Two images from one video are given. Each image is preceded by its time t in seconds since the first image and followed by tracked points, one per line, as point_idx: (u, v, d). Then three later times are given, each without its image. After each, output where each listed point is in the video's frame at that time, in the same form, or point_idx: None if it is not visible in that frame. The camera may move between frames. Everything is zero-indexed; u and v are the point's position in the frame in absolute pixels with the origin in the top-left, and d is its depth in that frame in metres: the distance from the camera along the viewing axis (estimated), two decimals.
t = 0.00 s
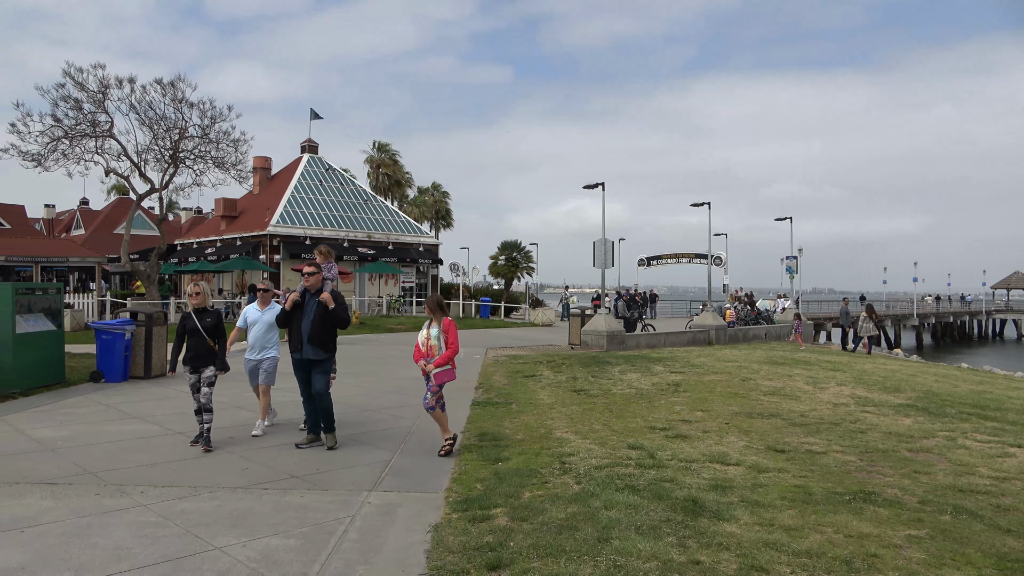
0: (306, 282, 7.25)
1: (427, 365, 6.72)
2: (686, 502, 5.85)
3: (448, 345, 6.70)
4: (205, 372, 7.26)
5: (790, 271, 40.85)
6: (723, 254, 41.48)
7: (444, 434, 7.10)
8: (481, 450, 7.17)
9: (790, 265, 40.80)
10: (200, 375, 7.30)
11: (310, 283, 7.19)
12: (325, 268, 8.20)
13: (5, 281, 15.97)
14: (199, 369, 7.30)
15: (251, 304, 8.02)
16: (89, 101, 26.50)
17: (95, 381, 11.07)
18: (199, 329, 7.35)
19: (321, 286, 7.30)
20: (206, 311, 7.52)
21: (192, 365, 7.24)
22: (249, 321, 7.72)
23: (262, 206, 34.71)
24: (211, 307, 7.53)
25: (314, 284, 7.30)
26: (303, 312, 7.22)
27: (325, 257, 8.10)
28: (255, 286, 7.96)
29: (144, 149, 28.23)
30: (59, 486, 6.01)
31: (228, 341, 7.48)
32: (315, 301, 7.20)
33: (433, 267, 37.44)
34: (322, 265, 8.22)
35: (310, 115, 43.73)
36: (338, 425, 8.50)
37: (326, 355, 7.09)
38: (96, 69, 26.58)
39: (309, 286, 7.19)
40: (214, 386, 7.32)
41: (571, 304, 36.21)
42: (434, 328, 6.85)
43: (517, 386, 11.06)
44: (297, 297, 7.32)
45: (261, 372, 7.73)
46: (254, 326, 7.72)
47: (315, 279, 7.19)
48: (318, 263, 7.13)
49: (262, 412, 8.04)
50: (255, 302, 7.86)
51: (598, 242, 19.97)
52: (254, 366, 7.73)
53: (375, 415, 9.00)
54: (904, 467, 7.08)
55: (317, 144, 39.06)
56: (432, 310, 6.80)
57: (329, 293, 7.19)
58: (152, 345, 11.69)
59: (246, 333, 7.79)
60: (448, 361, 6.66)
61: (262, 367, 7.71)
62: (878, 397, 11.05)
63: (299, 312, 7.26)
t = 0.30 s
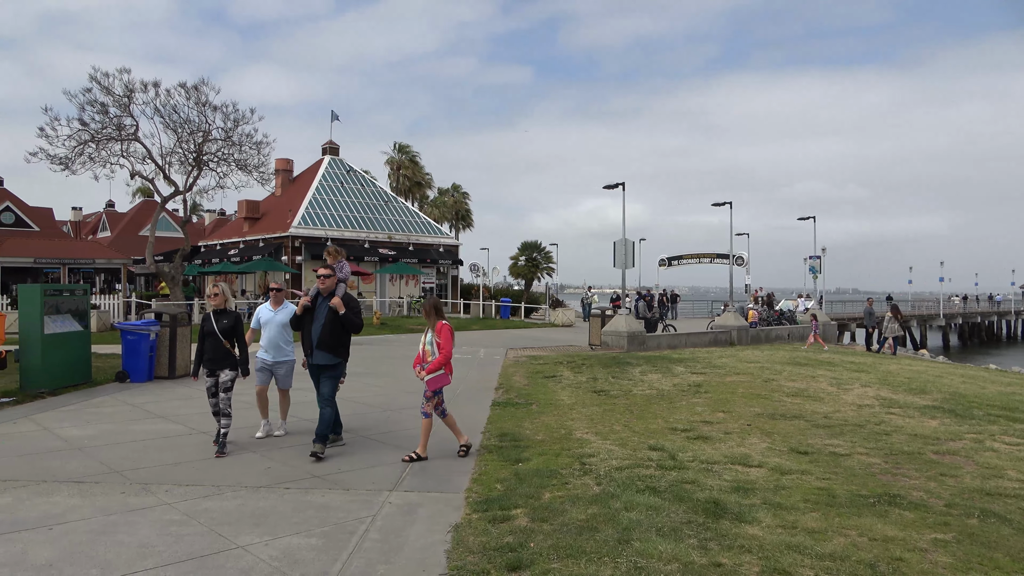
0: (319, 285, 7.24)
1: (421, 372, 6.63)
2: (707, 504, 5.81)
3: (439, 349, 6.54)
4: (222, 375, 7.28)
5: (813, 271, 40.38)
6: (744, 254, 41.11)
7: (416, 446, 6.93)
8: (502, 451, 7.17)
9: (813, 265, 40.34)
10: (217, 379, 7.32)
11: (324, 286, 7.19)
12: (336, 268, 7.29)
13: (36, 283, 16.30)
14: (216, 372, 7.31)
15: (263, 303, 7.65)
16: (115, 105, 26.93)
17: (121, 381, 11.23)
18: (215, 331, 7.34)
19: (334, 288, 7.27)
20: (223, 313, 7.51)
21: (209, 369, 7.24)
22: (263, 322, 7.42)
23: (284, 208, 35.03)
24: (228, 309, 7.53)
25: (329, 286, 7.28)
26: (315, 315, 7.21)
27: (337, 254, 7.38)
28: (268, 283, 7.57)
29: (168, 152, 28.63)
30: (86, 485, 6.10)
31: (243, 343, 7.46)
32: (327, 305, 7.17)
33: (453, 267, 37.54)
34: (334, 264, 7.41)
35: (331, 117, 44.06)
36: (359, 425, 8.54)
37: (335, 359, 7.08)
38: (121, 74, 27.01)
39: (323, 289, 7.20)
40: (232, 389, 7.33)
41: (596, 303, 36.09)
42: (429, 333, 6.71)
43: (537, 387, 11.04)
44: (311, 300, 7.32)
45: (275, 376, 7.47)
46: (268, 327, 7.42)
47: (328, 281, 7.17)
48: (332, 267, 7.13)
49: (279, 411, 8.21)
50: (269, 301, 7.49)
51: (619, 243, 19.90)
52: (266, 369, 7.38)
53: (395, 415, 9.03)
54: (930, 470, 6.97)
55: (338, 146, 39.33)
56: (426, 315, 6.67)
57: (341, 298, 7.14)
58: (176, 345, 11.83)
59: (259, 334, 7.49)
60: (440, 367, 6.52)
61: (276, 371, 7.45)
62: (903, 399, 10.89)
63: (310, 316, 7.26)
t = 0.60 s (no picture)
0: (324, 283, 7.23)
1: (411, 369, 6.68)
2: (721, 506, 5.78)
3: (428, 350, 6.54)
4: (232, 378, 7.19)
5: (828, 272, 40.07)
6: (758, 254, 40.88)
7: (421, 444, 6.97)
8: (515, 452, 7.19)
9: (828, 265, 40.04)
10: (227, 380, 7.25)
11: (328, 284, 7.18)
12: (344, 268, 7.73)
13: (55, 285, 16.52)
14: (227, 374, 7.24)
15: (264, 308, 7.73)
16: (131, 108, 27.20)
17: (137, 382, 11.36)
18: (225, 333, 7.21)
19: (339, 287, 7.24)
20: (234, 313, 7.34)
21: (219, 370, 7.18)
22: (264, 326, 7.47)
23: (298, 210, 35.23)
24: (239, 309, 7.33)
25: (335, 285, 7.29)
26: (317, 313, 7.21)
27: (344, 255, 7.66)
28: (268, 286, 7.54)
29: (184, 154, 28.89)
30: (104, 484, 6.18)
31: (253, 344, 7.26)
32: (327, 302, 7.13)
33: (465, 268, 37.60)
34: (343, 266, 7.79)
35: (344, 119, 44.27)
36: (372, 426, 8.57)
37: (341, 358, 6.98)
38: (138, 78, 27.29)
39: (327, 287, 7.18)
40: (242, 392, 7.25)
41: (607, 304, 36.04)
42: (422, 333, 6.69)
43: (550, 388, 11.03)
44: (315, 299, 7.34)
45: (278, 381, 7.47)
46: (268, 331, 7.46)
47: (333, 279, 7.16)
48: (336, 265, 7.14)
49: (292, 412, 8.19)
50: (268, 306, 7.55)
51: (632, 244, 19.86)
52: (270, 374, 7.41)
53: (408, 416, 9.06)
54: (946, 472, 6.91)
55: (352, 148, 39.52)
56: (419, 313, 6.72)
57: (342, 295, 7.05)
58: (191, 346, 11.94)
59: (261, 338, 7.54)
60: (428, 365, 6.54)
61: (280, 375, 7.46)
62: (919, 401, 10.80)
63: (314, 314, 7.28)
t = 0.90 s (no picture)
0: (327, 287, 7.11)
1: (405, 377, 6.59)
2: (731, 510, 5.76)
3: (425, 357, 6.48)
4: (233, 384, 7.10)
5: (840, 275, 39.86)
6: (769, 257, 40.72)
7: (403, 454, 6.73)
8: (524, 455, 7.18)
9: (840, 268, 39.82)
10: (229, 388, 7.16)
11: (330, 287, 7.06)
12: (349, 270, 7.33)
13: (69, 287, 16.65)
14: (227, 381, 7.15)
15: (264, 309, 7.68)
16: (143, 113, 27.41)
17: (149, 384, 11.43)
18: (226, 339, 7.16)
19: (342, 290, 7.13)
20: (235, 319, 7.31)
21: (219, 378, 7.11)
22: (263, 329, 7.40)
23: (308, 213, 35.36)
24: (240, 314, 7.31)
25: (337, 288, 7.18)
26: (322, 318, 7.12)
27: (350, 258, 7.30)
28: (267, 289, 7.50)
29: (195, 158, 29.08)
30: (116, 486, 6.22)
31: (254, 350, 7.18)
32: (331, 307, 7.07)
33: (475, 271, 37.64)
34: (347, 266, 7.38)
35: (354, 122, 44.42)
36: (381, 429, 8.57)
37: (347, 363, 6.90)
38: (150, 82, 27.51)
39: (329, 290, 7.07)
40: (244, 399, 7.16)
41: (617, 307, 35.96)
42: (417, 338, 6.60)
43: (560, 391, 11.02)
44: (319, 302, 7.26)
45: (278, 383, 7.36)
46: (268, 333, 7.39)
47: (334, 283, 7.04)
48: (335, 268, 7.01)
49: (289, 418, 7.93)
50: (267, 308, 7.47)
51: (641, 247, 19.82)
52: (268, 377, 7.33)
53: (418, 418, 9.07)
54: (959, 477, 6.85)
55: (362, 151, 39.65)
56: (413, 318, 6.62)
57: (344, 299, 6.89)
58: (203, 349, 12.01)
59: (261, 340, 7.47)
60: (425, 374, 6.47)
61: (278, 377, 7.34)
62: (931, 404, 10.72)
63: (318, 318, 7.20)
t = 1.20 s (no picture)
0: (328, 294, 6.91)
1: (412, 379, 6.34)
2: (746, 515, 5.71)
3: (437, 360, 6.37)
4: (233, 389, 7.05)
5: (856, 278, 39.56)
6: (784, 261, 40.50)
7: (417, 457, 6.71)
8: (538, 458, 7.18)
9: (856, 272, 39.54)
10: (228, 392, 7.10)
11: (332, 293, 6.83)
12: (352, 274, 7.48)
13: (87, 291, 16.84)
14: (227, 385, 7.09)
15: (270, 315, 7.47)
16: (160, 118, 27.70)
17: (166, 387, 11.54)
18: (226, 341, 7.07)
19: (345, 296, 6.94)
20: (234, 322, 7.27)
21: (219, 382, 7.02)
22: (269, 335, 7.22)
23: (323, 217, 35.55)
24: (239, 317, 7.27)
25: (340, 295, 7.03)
26: (328, 326, 6.91)
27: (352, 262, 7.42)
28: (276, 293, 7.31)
29: (212, 163, 29.34)
30: (134, 487, 6.28)
31: (254, 352, 7.15)
32: (338, 314, 6.91)
33: (488, 275, 37.68)
34: (349, 271, 7.53)
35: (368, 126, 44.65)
36: (396, 432, 8.57)
37: (356, 371, 6.77)
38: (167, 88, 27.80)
39: (332, 297, 6.84)
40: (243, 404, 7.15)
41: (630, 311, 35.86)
42: (419, 339, 6.46)
43: (573, 394, 11.00)
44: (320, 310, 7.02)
45: (281, 393, 7.21)
46: (274, 340, 7.20)
47: (338, 290, 6.82)
48: (338, 274, 6.74)
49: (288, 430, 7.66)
50: (275, 314, 7.30)
51: (655, 250, 19.76)
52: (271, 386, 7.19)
53: (432, 421, 9.06)
54: (978, 482, 6.76)
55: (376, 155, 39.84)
56: (413, 320, 6.41)
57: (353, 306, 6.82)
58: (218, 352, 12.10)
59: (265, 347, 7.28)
60: (435, 377, 6.31)
61: (282, 387, 7.20)
62: (949, 409, 10.60)
63: (323, 327, 6.95)
